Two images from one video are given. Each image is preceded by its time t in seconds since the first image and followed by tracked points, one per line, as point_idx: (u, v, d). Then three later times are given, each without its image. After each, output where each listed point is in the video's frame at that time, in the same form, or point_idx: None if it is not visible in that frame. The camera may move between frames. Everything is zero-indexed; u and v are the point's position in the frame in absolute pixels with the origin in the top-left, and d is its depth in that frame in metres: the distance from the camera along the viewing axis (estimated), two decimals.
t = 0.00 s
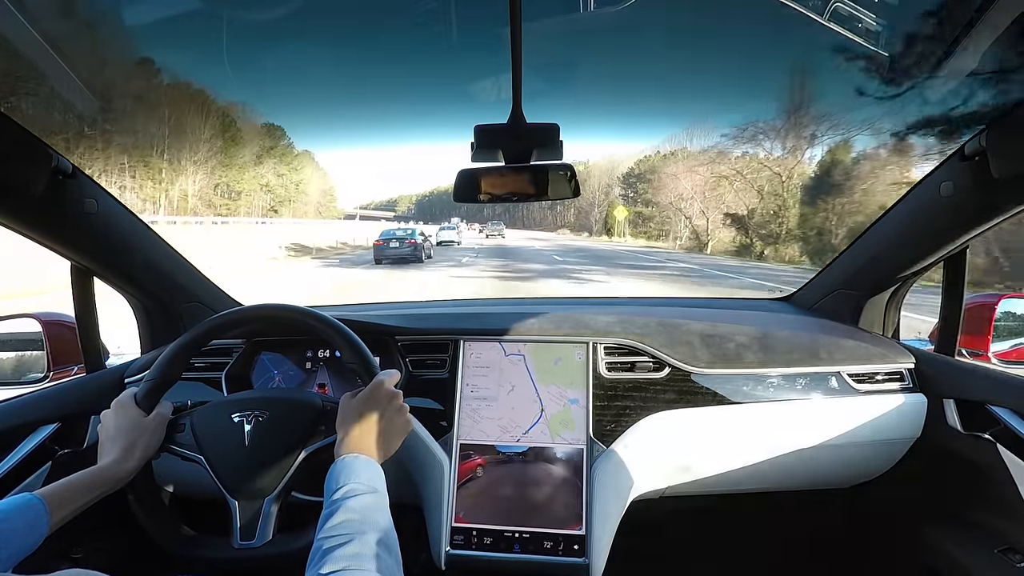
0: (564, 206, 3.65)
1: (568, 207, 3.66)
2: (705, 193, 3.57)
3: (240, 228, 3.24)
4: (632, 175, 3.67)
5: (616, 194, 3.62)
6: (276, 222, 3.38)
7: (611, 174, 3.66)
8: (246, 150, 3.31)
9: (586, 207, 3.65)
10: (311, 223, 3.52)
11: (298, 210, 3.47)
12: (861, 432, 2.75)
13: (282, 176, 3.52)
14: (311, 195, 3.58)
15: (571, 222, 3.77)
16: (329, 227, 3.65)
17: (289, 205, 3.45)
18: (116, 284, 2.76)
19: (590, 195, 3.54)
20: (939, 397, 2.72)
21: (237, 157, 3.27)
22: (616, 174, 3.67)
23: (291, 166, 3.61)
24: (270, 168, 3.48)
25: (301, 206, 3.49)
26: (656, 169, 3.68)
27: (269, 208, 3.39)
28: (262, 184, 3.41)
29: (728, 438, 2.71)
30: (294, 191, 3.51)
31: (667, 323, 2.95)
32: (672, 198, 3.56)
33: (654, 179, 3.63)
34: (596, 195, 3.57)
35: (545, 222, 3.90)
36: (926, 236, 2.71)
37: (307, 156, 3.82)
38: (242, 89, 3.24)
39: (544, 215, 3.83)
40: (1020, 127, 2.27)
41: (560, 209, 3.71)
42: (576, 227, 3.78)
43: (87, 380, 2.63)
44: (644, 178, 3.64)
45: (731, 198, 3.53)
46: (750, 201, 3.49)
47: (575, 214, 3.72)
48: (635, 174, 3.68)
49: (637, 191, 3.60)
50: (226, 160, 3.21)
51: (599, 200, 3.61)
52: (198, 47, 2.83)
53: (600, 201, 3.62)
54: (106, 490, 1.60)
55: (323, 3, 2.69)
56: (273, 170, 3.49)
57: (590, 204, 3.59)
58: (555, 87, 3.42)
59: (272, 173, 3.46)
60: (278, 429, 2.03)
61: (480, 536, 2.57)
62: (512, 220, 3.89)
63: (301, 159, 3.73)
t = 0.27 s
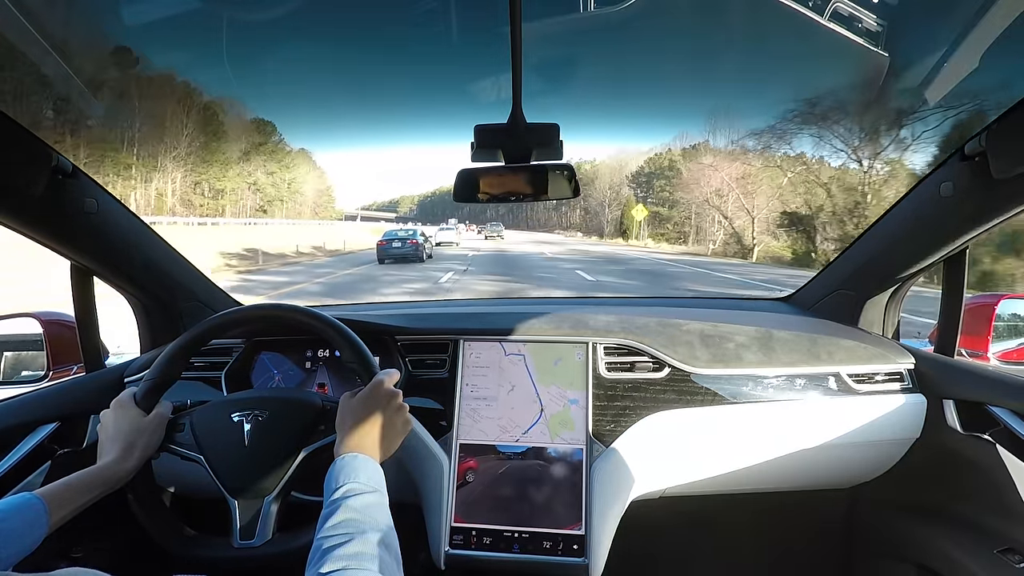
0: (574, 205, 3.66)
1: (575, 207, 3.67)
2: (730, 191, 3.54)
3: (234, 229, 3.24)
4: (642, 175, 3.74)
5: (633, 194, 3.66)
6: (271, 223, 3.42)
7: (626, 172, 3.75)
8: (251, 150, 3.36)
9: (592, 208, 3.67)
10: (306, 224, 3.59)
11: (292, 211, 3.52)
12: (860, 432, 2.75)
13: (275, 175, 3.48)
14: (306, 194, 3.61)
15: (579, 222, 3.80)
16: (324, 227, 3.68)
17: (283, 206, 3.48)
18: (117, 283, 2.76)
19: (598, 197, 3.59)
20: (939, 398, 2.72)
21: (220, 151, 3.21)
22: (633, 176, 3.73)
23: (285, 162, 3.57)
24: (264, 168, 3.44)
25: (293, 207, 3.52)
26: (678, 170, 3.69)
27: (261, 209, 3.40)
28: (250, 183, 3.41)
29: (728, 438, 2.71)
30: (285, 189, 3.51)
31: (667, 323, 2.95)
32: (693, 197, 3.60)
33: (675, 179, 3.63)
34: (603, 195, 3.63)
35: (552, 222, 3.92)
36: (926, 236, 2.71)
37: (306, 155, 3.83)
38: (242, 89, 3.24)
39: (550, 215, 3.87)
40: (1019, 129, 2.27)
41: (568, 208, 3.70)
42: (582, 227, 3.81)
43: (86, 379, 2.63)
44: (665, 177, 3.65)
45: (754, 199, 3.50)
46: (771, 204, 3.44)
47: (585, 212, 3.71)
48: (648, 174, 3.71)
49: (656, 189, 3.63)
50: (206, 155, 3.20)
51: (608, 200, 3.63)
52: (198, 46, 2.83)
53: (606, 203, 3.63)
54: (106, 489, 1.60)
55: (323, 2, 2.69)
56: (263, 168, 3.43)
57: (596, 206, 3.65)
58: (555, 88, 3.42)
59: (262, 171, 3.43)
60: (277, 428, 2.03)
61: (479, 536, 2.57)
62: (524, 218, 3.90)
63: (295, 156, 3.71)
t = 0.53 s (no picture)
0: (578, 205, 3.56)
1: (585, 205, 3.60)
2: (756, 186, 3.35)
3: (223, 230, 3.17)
4: (652, 174, 3.58)
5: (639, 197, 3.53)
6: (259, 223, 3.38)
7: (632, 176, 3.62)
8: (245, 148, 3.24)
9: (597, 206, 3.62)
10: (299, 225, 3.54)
11: (284, 210, 3.42)
12: (860, 433, 2.75)
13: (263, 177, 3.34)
14: (301, 193, 3.51)
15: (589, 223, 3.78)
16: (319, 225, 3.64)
17: (277, 207, 3.38)
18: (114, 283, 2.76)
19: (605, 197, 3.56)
20: (939, 398, 2.71)
21: (199, 146, 3.04)
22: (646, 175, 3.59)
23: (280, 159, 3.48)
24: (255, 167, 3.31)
25: (291, 207, 3.45)
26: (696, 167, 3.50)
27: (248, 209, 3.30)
28: (237, 181, 3.26)
29: (728, 438, 2.71)
30: (275, 188, 3.37)
31: (667, 324, 2.95)
32: (714, 195, 3.40)
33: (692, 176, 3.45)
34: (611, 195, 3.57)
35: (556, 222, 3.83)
36: (926, 237, 2.71)
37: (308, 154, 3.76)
38: (242, 89, 3.24)
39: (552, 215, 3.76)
40: (1020, 128, 2.27)
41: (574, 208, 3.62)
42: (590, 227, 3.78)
43: (86, 379, 2.63)
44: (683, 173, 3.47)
45: (786, 197, 3.33)
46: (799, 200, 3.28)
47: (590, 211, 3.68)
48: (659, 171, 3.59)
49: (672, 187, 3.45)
50: (184, 151, 3.03)
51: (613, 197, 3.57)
52: (198, 46, 2.82)
53: (616, 202, 3.58)
54: (106, 489, 1.60)
55: (323, 3, 2.69)
56: (252, 165, 3.30)
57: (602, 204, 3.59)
58: (555, 88, 3.41)
59: (249, 168, 3.28)
60: (276, 429, 2.02)
61: (479, 536, 2.57)
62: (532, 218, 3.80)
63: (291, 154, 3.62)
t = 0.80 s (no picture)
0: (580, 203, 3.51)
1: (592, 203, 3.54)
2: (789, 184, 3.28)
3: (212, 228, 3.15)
4: (665, 170, 3.49)
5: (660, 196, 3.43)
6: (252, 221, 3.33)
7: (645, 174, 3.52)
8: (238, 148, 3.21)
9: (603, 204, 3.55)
10: (293, 225, 3.46)
11: (274, 207, 3.35)
12: (859, 433, 2.75)
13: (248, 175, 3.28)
14: (294, 192, 3.45)
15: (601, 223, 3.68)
16: (316, 226, 3.57)
17: (269, 208, 3.34)
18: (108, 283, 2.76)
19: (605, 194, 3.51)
20: (939, 397, 2.71)
21: (174, 138, 2.99)
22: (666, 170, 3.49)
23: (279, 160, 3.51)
24: (244, 168, 3.27)
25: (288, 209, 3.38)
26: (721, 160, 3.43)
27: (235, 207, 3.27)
28: (223, 179, 3.23)
29: (728, 438, 2.71)
30: (263, 184, 3.30)
31: (667, 324, 2.95)
32: (744, 191, 3.36)
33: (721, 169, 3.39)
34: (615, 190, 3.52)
35: (562, 221, 3.73)
36: (926, 237, 2.71)
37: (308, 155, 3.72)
38: (241, 89, 3.23)
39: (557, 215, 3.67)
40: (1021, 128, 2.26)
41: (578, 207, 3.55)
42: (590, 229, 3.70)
43: (86, 379, 2.63)
44: (709, 167, 3.41)
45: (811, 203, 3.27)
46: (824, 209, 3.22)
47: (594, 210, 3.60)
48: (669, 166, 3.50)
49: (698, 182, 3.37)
50: (159, 144, 3.00)
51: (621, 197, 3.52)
52: (198, 46, 2.82)
53: (628, 202, 3.52)
54: (107, 489, 1.60)
55: (323, 3, 2.69)
56: (238, 162, 3.23)
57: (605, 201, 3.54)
58: (555, 87, 3.41)
59: (233, 164, 3.21)
60: (276, 429, 2.02)
61: (480, 536, 2.57)
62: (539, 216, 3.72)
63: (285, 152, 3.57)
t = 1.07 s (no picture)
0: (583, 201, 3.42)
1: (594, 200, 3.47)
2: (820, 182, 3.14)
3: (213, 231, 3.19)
4: (681, 166, 3.41)
5: (684, 195, 3.33)
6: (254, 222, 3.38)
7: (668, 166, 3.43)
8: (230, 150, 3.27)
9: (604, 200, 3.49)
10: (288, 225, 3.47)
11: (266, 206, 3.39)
12: (861, 432, 2.75)
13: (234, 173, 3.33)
14: (286, 189, 3.49)
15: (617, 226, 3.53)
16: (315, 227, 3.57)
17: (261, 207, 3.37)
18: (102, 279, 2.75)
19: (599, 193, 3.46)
20: (939, 396, 2.72)
21: (146, 133, 2.93)
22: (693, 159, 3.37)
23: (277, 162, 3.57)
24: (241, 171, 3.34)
25: (280, 209, 3.41)
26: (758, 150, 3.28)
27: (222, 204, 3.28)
28: (208, 178, 3.27)
29: (728, 437, 2.71)
30: (251, 183, 3.37)
31: (667, 323, 2.95)
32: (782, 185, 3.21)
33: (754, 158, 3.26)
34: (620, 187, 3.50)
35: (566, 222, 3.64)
36: (926, 236, 2.73)
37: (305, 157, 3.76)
38: (241, 89, 3.23)
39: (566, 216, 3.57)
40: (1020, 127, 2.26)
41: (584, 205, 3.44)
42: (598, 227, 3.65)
43: (86, 379, 2.63)
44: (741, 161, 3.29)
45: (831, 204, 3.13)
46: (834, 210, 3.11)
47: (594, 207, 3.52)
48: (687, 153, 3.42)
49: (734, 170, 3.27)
50: (124, 135, 2.88)
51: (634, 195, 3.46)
52: (198, 46, 2.82)
53: (642, 199, 3.45)
54: (107, 490, 1.60)
55: (323, 3, 2.69)
56: (223, 158, 3.25)
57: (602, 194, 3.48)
58: (555, 87, 3.41)
59: (218, 160, 3.23)
60: (277, 429, 2.02)
61: (480, 536, 2.57)
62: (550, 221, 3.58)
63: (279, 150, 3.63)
